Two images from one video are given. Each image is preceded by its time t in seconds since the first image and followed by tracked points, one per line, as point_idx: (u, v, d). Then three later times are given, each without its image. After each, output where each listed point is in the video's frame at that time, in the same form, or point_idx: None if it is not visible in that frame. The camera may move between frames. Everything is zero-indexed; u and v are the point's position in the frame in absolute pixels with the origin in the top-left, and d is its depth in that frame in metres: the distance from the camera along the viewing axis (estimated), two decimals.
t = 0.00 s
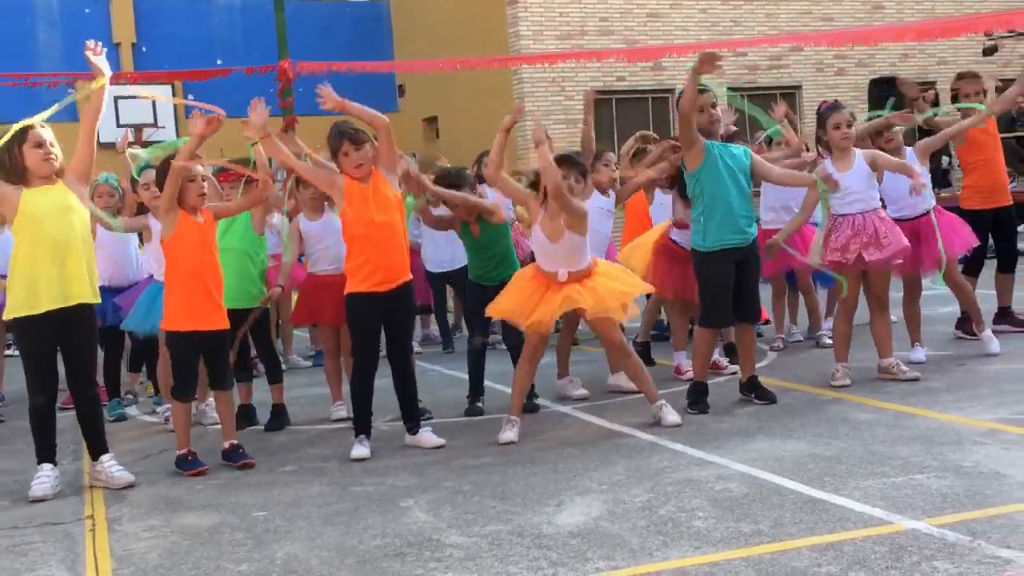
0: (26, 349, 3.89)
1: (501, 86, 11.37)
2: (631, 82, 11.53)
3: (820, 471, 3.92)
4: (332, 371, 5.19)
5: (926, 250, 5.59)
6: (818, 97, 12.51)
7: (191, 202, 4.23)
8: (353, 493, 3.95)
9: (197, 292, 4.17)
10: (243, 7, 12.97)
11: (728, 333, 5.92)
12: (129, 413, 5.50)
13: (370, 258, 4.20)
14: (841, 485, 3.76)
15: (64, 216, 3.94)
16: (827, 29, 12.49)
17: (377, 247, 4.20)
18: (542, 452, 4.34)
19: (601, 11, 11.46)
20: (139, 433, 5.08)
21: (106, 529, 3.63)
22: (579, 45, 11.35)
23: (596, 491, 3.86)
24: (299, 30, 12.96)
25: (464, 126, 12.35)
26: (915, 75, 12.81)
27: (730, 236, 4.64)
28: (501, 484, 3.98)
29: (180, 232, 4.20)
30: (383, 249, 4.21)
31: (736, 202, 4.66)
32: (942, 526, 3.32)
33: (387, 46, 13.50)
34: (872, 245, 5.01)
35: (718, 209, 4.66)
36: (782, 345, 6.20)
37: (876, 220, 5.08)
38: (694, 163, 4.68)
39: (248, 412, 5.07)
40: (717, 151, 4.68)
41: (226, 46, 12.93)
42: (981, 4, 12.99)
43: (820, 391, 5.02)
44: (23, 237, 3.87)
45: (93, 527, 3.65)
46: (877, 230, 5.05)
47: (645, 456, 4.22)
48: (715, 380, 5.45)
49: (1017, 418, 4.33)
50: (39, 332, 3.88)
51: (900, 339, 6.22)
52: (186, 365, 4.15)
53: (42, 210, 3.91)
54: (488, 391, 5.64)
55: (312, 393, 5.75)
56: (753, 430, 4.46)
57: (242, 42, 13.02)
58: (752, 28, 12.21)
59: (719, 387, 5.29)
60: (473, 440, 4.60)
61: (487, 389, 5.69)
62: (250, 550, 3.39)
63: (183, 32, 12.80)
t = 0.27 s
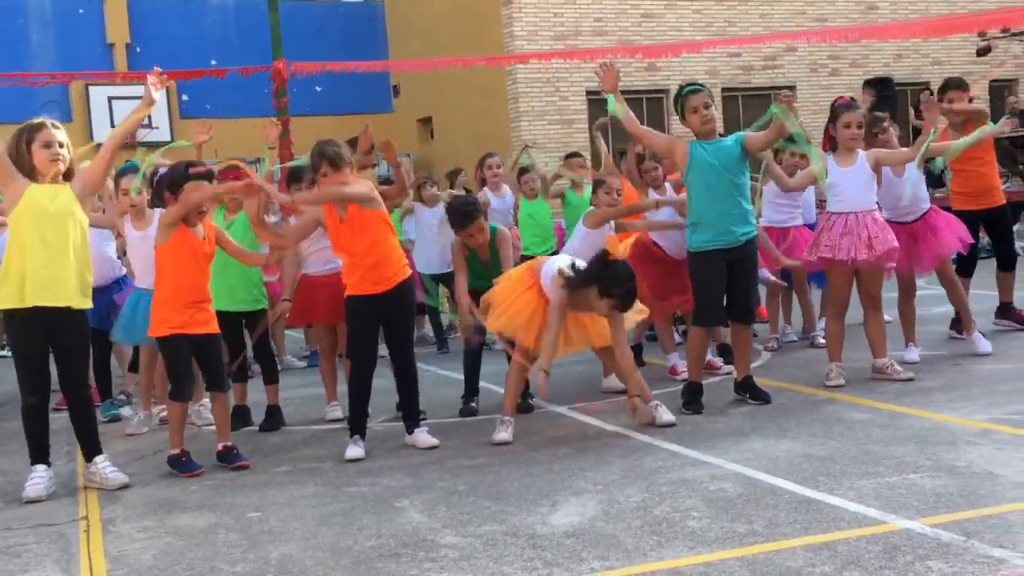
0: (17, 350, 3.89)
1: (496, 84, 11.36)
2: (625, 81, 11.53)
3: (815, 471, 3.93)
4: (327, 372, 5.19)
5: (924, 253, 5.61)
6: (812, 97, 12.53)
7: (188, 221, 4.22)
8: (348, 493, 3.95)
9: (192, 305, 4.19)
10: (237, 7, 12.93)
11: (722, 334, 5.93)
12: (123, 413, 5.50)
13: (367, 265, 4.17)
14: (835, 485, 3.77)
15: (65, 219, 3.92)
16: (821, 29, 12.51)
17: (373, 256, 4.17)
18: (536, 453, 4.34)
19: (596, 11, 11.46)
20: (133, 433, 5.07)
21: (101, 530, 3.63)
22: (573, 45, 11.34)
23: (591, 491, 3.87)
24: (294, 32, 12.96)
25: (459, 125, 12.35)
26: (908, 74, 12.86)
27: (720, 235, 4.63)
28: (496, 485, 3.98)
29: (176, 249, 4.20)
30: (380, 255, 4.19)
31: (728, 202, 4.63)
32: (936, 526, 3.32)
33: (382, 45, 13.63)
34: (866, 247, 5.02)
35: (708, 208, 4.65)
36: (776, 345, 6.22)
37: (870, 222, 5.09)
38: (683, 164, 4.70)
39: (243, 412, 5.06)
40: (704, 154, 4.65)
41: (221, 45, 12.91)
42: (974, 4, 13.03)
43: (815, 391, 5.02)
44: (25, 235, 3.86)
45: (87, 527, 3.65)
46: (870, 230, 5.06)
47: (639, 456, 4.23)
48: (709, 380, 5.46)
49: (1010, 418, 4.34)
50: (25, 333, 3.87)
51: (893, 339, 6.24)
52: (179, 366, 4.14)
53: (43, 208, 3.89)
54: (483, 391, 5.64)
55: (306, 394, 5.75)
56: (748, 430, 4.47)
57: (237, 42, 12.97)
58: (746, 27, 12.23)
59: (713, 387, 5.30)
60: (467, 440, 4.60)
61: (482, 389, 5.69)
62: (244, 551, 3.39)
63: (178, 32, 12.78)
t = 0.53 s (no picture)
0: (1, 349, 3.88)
1: (492, 84, 11.37)
2: (621, 82, 11.53)
3: (811, 470, 3.93)
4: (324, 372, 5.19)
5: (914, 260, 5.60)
6: (808, 97, 12.54)
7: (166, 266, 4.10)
8: (344, 493, 3.95)
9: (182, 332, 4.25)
10: (232, 7, 13.13)
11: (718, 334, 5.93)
12: (119, 414, 5.49)
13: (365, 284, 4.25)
14: (831, 484, 3.77)
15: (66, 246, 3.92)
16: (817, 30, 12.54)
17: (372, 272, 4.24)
18: (532, 452, 4.35)
19: (592, 11, 11.45)
20: (129, 434, 5.07)
21: (96, 530, 3.63)
22: (569, 45, 11.32)
23: (587, 491, 3.87)
24: (290, 31, 13.16)
25: (456, 126, 12.37)
26: (904, 75, 12.89)
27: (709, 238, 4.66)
28: (492, 484, 3.98)
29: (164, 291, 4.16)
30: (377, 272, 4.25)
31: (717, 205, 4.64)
32: (932, 525, 3.32)
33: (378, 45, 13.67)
34: (859, 251, 5.02)
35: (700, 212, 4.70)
36: (772, 345, 6.22)
37: (865, 226, 5.09)
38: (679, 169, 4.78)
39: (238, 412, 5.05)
40: (695, 160, 4.70)
41: (217, 44, 13.06)
42: (969, 4, 13.07)
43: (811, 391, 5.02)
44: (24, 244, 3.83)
45: (83, 528, 3.65)
46: (863, 233, 5.05)
47: (635, 456, 4.23)
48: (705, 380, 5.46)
49: (1006, 417, 4.35)
50: (3, 335, 3.87)
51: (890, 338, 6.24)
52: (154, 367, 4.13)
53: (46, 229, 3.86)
54: (479, 391, 5.65)
55: (303, 394, 5.75)
56: (744, 430, 4.47)
57: (233, 42, 13.15)
58: (742, 27, 12.24)
59: (709, 387, 5.30)
60: (464, 440, 4.60)
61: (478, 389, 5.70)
62: (240, 551, 3.39)
63: (174, 32, 12.86)
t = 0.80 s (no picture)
0: None
1: (488, 82, 11.37)
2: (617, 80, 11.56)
3: (807, 468, 3.93)
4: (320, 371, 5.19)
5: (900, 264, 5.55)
6: (804, 95, 12.56)
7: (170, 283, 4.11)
8: (340, 492, 3.95)
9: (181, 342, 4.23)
10: (228, 6, 13.12)
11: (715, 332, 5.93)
12: (116, 412, 5.50)
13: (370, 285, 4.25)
14: (827, 482, 3.77)
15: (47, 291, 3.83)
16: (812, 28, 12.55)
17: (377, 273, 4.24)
18: (528, 450, 4.35)
19: (588, 9, 11.46)
20: (125, 433, 5.07)
21: (92, 529, 3.63)
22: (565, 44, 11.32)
23: (583, 489, 3.87)
24: (284, 28, 13.17)
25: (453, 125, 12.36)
26: (900, 73, 12.91)
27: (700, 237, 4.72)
28: (488, 483, 3.98)
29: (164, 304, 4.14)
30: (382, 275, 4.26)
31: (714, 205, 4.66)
32: (928, 522, 3.33)
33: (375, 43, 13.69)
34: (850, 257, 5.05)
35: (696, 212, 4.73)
36: (768, 343, 6.23)
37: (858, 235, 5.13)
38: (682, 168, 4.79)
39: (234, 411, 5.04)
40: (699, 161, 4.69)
41: (212, 45, 13.05)
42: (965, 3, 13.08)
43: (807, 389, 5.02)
44: (12, 296, 3.77)
45: (79, 527, 3.64)
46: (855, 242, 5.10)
47: (632, 454, 4.23)
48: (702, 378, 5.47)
49: (1002, 415, 4.35)
50: None
51: (886, 336, 6.25)
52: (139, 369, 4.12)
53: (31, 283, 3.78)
54: (475, 389, 5.65)
55: (299, 392, 5.75)
56: (740, 428, 4.47)
57: (228, 43, 13.15)
58: (738, 25, 12.25)
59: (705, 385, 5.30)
60: (460, 438, 4.60)
61: (474, 387, 5.70)
62: (236, 550, 3.39)
63: (169, 32, 12.86)
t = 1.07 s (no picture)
0: None
1: (480, 80, 11.35)
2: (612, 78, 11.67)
3: (801, 465, 3.94)
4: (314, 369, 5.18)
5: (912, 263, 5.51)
6: (798, 92, 12.59)
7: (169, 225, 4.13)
8: (334, 490, 3.95)
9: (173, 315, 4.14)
10: (221, 5, 13.14)
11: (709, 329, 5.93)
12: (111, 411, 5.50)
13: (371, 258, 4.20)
14: (822, 478, 3.78)
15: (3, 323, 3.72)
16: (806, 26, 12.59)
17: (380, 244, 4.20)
18: (523, 448, 4.35)
19: (582, 7, 11.47)
20: (119, 432, 5.06)
21: (86, 528, 3.62)
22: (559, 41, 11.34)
23: (578, 486, 3.87)
24: (277, 26, 13.17)
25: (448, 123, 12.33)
26: (893, 70, 12.95)
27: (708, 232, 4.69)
28: (483, 480, 3.98)
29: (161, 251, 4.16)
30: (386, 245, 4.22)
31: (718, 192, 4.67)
32: (922, 518, 3.33)
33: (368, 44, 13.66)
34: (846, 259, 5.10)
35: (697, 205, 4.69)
36: (762, 340, 6.24)
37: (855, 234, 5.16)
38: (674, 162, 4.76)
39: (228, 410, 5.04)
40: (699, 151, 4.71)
41: (205, 41, 13.08)
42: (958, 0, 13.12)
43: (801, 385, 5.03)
44: None
45: (73, 526, 3.64)
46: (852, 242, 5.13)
47: (626, 451, 4.23)
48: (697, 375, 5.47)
49: (995, 411, 4.36)
50: None
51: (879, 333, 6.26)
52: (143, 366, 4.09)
53: None
54: (469, 387, 5.66)
55: (293, 391, 5.75)
56: (734, 425, 4.48)
57: (221, 41, 13.18)
58: (732, 23, 12.27)
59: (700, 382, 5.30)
60: (454, 436, 4.60)
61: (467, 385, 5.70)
62: (231, 549, 3.39)
63: (162, 30, 12.86)
